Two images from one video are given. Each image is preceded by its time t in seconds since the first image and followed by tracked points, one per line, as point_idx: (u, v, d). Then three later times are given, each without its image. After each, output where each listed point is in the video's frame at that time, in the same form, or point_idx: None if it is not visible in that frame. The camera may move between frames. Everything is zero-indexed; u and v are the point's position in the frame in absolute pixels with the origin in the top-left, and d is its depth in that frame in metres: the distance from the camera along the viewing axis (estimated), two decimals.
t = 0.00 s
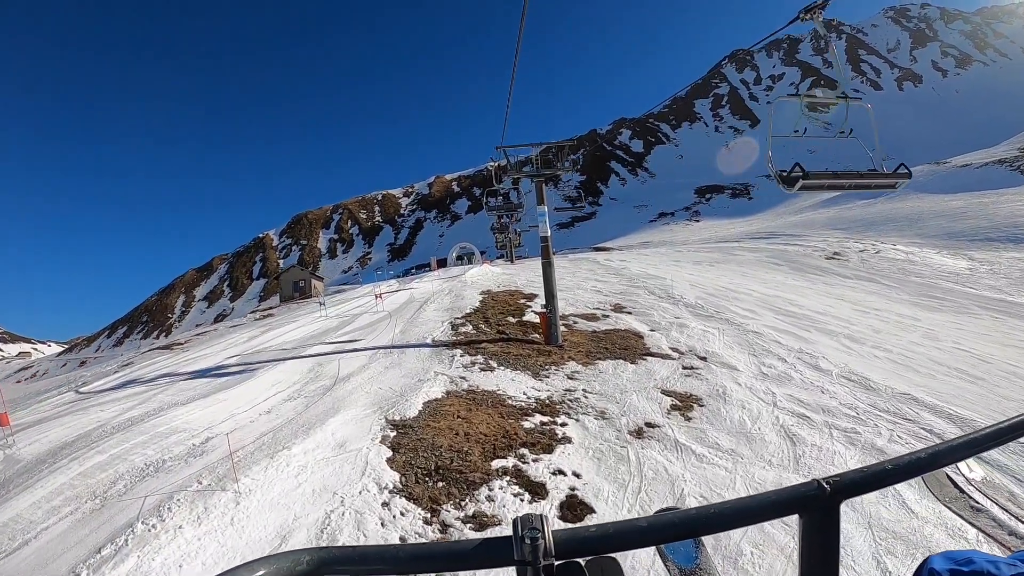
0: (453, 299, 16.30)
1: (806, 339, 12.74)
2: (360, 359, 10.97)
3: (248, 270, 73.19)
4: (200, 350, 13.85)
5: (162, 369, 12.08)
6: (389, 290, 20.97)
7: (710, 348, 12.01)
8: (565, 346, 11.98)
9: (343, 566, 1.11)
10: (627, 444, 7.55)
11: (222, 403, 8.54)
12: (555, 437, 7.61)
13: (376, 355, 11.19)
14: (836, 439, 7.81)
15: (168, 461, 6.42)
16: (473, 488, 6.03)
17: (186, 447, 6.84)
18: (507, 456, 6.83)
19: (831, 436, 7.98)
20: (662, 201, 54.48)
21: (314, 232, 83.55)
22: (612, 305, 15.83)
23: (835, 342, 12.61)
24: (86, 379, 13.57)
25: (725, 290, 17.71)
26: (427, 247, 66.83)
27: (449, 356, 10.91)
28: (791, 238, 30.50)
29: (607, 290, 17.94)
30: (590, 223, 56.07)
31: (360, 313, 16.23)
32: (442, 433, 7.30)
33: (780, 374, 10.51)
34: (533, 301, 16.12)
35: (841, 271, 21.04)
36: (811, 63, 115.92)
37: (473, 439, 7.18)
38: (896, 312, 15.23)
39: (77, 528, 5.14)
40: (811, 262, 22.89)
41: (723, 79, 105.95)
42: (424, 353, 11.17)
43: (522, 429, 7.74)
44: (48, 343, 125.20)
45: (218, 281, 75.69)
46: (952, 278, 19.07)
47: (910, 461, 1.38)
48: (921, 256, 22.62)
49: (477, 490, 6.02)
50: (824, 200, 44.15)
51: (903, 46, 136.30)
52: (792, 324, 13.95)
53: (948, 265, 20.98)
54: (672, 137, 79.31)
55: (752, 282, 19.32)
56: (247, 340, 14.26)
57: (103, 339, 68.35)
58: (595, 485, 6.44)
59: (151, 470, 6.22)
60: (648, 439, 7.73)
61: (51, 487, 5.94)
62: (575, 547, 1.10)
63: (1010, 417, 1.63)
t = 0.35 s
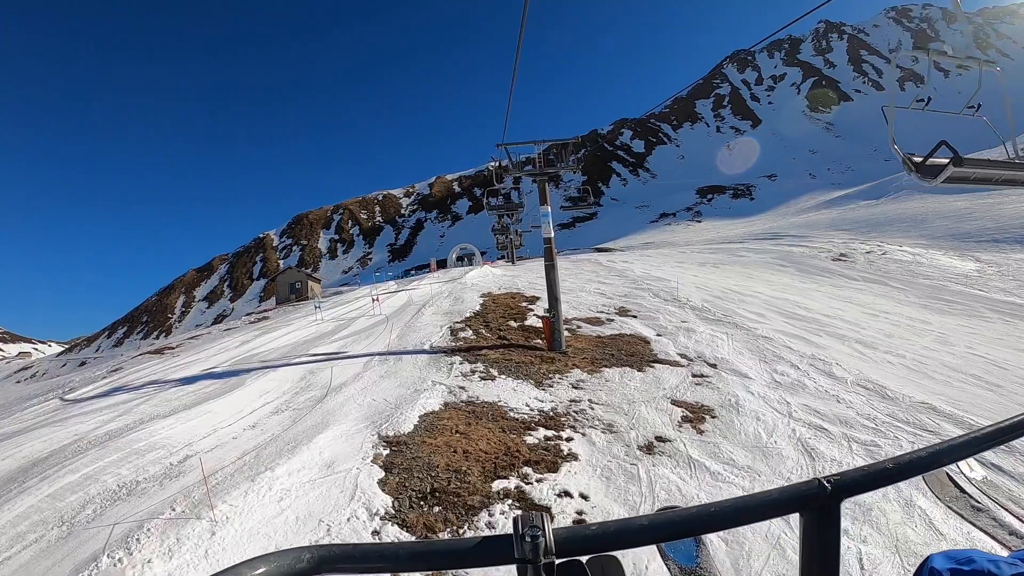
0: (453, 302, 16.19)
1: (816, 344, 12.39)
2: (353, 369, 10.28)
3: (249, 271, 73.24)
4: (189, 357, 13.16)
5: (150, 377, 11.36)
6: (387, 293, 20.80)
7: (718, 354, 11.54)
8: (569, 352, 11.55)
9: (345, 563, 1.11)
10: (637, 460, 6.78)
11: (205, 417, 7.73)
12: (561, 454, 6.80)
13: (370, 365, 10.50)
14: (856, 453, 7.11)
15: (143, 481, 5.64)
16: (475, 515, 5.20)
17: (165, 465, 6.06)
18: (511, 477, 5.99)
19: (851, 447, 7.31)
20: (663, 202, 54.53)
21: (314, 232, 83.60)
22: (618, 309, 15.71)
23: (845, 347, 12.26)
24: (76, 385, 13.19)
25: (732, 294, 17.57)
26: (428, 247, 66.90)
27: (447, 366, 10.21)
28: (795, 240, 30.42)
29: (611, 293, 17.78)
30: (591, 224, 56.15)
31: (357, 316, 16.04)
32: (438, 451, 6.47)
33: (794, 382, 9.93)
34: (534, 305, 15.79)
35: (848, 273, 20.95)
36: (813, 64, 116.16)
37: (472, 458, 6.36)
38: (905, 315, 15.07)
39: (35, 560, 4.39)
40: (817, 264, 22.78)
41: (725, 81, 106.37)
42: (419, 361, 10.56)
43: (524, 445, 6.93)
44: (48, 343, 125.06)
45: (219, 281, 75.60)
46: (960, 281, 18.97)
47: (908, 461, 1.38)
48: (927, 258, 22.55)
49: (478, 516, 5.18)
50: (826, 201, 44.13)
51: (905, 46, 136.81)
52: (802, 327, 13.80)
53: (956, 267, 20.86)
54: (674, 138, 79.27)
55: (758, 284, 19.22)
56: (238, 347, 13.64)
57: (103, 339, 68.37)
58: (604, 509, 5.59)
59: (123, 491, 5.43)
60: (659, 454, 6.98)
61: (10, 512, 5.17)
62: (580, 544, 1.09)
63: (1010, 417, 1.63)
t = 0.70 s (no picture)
0: (457, 306, 15.89)
1: (833, 351, 11.50)
2: (352, 377, 9.63)
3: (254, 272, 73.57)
4: (183, 363, 12.65)
5: (141, 384, 10.77)
6: (390, 296, 20.62)
7: (733, 362, 10.59)
8: (580, 358, 10.77)
9: (350, 563, 1.12)
10: (654, 482, 6.07)
11: (192, 431, 7.19)
12: (573, 474, 6.08)
13: (370, 372, 9.86)
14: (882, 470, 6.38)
15: (118, 507, 5.16)
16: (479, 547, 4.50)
17: (145, 486, 5.58)
18: (519, 502, 5.30)
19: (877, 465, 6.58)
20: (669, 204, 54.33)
21: (319, 234, 83.80)
22: (628, 313, 14.82)
23: (865, 354, 11.40)
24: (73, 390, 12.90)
25: (745, 297, 16.87)
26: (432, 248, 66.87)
27: (450, 374, 9.53)
28: (805, 242, 30.12)
29: (620, 295, 17.22)
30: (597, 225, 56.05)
31: (358, 321, 15.72)
32: (438, 473, 5.81)
33: (814, 394, 9.06)
34: (541, 310, 15.10)
35: (862, 276, 20.67)
36: (820, 64, 115.71)
37: (477, 479, 5.69)
38: (923, 319, 14.64)
39: None
40: (829, 267, 22.51)
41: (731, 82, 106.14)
42: (421, 369, 9.91)
43: (533, 464, 6.23)
44: (56, 343, 125.85)
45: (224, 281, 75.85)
46: (977, 284, 18.60)
47: (914, 464, 1.38)
48: (941, 261, 22.23)
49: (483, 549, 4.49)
50: (834, 202, 43.83)
51: (913, 46, 136.09)
52: (820, 334, 12.91)
53: (971, 270, 20.51)
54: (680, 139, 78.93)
55: (770, 287, 18.88)
56: (234, 352, 13.14)
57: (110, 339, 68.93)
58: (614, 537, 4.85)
59: (94, 519, 4.95)
60: (677, 475, 6.22)
61: None
62: (584, 545, 1.11)
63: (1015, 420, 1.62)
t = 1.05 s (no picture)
0: (455, 314, 15.65)
1: (844, 358, 11.35)
2: (342, 392, 9.25)
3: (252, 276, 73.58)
4: (170, 375, 12.38)
5: (124, 399, 10.50)
6: (385, 303, 20.46)
7: (742, 371, 10.36)
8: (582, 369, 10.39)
9: (350, 568, 1.13)
10: (668, 505, 5.72)
11: (169, 454, 6.85)
12: (581, 500, 5.65)
13: (361, 387, 9.47)
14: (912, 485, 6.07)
15: (82, 543, 4.86)
16: None
17: (113, 518, 5.27)
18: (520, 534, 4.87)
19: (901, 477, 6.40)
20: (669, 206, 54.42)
21: (317, 238, 83.72)
22: (632, 319, 14.61)
23: (877, 361, 11.25)
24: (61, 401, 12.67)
25: (751, 302, 16.73)
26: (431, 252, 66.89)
27: (445, 389, 9.17)
28: (808, 244, 30.07)
29: (621, 301, 17.05)
30: (596, 227, 56.26)
31: (353, 329, 15.48)
32: (430, 502, 5.38)
33: (829, 405, 8.84)
34: (542, 317, 14.77)
35: (867, 279, 20.63)
36: (817, 66, 116.41)
37: (474, 509, 5.25)
38: (932, 322, 14.51)
39: None
40: (834, 270, 22.48)
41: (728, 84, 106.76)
42: (415, 383, 9.57)
43: (534, 489, 5.81)
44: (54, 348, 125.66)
45: (222, 286, 75.77)
46: (983, 286, 18.54)
47: (912, 469, 1.38)
48: (946, 263, 22.21)
49: None
50: (834, 203, 43.91)
51: (910, 47, 137.02)
52: (829, 339, 12.74)
53: (976, 272, 20.48)
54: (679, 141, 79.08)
55: (776, 291, 18.74)
56: (224, 363, 12.90)
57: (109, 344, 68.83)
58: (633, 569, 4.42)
59: (55, 558, 4.65)
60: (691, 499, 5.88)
61: None
62: (582, 551, 1.11)
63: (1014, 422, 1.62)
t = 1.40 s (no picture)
0: (450, 316, 15.05)
1: (854, 359, 11.11)
2: (330, 403, 8.75)
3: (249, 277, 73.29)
4: (154, 383, 11.85)
5: (104, 410, 9.97)
6: (379, 306, 20.06)
7: (751, 375, 10.00)
8: (584, 376, 10.00)
9: (346, 567, 1.12)
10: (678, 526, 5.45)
11: (144, 474, 6.41)
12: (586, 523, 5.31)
13: (350, 397, 8.97)
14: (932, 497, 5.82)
15: None
16: None
17: (72, 554, 4.81)
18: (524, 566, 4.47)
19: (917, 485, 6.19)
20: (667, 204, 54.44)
21: (314, 238, 83.26)
22: (632, 320, 14.16)
23: (888, 364, 10.96)
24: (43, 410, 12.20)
25: (755, 302, 16.50)
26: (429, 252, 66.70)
27: (441, 399, 8.69)
28: (808, 242, 30.04)
29: (622, 301, 16.71)
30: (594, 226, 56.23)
31: (344, 333, 15.01)
32: (423, 530, 4.93)
33: (843, 412, 8.52)
34: (541, 319, 14.29)
35: (871, 277, 20.58)
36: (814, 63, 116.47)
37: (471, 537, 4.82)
38: (939, 321, 14.41)
39: None
40: (837, 269, 22.44)
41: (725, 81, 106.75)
42: (407, 395, 8.94)
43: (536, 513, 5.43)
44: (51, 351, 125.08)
45: (218, 287, 75.31)
46: (988, 284, 18.50)
47: (909, 463, 1.39)
48: (949, 260, 22.18)
49: None
50: (832, 200, 43.98)
51: (907, 44, 137.27)
52: (837, 341, 12.47)
53: (980, 269, 20.43)
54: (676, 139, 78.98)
55: (780, 290, 18.60)
56: (211, 370, 12.35)
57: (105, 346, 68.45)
58: None
59: None
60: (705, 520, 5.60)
61: None
62: (582, 548, 1.10)
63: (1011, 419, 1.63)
